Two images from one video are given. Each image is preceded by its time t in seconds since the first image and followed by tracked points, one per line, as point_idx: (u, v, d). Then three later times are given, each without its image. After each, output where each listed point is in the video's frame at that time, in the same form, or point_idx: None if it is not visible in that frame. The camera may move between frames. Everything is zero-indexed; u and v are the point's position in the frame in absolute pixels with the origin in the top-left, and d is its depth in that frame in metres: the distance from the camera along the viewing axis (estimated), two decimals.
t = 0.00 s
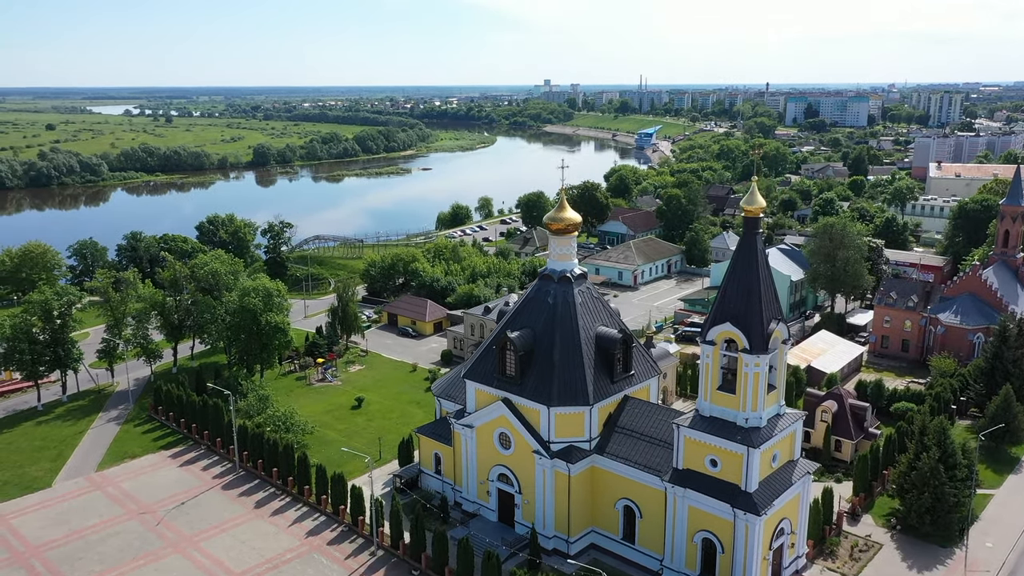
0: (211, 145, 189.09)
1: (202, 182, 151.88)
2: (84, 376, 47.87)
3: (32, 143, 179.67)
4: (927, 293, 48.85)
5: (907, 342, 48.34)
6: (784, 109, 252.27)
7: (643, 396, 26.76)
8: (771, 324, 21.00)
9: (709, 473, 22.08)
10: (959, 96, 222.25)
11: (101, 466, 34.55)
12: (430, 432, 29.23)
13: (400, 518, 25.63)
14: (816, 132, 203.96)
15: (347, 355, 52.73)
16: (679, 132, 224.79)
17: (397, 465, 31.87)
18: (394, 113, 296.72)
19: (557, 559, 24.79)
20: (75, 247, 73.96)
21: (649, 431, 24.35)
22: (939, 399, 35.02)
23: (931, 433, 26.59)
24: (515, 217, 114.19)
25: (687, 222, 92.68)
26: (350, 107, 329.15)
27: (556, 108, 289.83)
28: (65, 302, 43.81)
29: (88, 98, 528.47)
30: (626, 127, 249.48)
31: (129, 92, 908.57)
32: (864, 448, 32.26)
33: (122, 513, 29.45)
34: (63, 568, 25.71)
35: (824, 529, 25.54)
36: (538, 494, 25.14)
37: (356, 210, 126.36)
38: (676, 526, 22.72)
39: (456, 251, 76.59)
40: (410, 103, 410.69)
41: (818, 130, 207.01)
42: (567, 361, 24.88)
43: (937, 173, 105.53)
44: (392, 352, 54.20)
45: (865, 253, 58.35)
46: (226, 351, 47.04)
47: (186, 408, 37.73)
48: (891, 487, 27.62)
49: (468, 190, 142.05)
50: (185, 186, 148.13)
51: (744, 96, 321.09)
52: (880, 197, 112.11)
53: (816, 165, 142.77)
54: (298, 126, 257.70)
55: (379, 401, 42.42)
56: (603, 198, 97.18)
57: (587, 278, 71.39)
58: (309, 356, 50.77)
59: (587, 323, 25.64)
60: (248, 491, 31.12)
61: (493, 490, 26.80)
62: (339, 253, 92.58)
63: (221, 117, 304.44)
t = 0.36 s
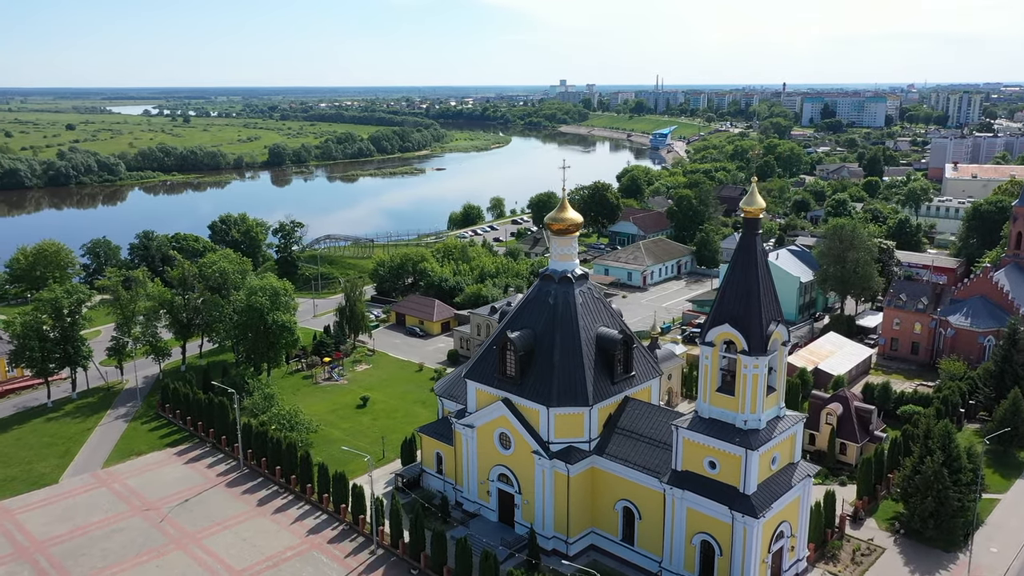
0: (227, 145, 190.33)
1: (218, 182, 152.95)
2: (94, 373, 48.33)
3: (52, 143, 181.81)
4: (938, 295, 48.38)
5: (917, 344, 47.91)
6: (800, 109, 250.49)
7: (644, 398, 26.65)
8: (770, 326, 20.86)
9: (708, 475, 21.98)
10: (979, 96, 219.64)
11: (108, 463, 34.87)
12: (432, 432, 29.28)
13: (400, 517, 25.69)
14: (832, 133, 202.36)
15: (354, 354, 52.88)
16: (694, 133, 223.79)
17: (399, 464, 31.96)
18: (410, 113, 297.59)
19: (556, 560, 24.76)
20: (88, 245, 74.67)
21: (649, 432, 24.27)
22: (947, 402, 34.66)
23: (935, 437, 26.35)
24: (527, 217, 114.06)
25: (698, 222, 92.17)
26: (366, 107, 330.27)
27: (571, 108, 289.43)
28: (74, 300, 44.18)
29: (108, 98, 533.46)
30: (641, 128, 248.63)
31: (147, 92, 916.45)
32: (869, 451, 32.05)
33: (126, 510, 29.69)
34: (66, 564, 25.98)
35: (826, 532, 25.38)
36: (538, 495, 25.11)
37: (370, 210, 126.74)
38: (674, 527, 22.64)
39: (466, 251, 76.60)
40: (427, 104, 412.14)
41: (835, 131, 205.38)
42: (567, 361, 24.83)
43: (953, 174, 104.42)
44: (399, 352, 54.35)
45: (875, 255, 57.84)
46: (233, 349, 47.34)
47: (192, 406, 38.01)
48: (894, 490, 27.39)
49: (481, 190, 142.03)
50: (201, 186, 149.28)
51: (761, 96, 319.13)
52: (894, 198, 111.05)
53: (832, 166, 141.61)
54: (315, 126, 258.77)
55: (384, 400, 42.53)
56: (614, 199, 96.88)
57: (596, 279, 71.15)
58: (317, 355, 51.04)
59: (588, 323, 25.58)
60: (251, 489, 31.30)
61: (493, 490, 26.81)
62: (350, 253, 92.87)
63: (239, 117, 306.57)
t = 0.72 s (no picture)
0: (243, 145, 191.49)
1: (234, 181, 153.98)
2: (104, 370, 48.78)
3: (71, 142, 183.91)
4: (949, 297, 47.87)
5: (927, 347, 47.44)
6: (817, 109, 248.58)
7: (645, 398, 26.60)
8: (769, 327, 20.74)
9: (707, 477, 21.86)
10: (1000, 96, 216.95)
11: (115, 459, 35.18)
12: (434, 431, 29.32)
13: (400, 515, 25.78)
14: (849, 133, 200.66)
15: (362, 353, 53.11)
16: (710, 133, 222.63)
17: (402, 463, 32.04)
18: (425, 113, 298.38)
19: (555, 560, 24.74)
20: (102, 244, 75.47)
21: (649, 433, 24.18)
22: (955, 405, 34.31)
23: (940, 440, 26.07)
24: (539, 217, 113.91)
25: (709, 223, 91.65)
26: (382, 107, 331.33)
27: (586, 107, 288.87)
28: (85, 298, 44.55)
29: (128, 98, 537.42)
30: (656, 128, 247.69)
31: (165, 91, 924.30)
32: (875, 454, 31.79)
33: (131, 506, 29.96)
34: (70, 558, 26.25)
35: (828, 535, 25.20)
36: (538, 495, 25.08)
37: (384, 209, 127.12)
38: (673, 529, 22.55)
39: (475, 250, 76.65)
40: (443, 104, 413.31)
41: (852, 131, 203.68)
42: (567, 362, 24.79)
43: (970, 175, 103.25)
44: (406, 351, 54.47)
45: (886, 256, 57.34)
46: (242, 347, 47.64)
47: (198, 403, 38.29)
48: (899, 494, 27.12)
49: (494, 190, 141.98)
50: (217, 185, 150.36)
51: (778, 96, 316.94)
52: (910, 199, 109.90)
53: (847, 166, 140.43)
54: (331, 126, 260.03)
55: (390, 399, 42.65)
56: (625, 199, 96.53)
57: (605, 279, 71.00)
58: (324, 355, 51.29)
59: (588, 324, 25.53)
60: (255, 486, 31.48)
61: (493, 490, 26.82)
62: (361, 252, 93.13)
63: (256, 117, 308.46)
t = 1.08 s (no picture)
0: (259, 144, 192.65)
1: (249, 180, 154.99)
2: (114, 368, 49.29)
3: (90, 142, 185.88)
4: (959, 299, 47.37)
5: (937, 349, 47.00)
6: (834, 109, 246.65)
7: (646, 399, 26.52)
8: (768, 328, 20.62)
9: (705, 478, 21.75)
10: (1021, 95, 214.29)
11: (121, 456, 35.49)
12: (436, 431, 29.38)
13: (400, 514, 25.85)
14: (866, 133, 198.94)
15: (369, 352, 53.30)
16: (725, 133, 221.43)
17: (405, 462, 32.12)
18: (441, 113, 299.06)
19: (554, 560, 24.72)
20: (115, 243, 76.24)
21: (649, 434, 24.11)
22: (962, 408, 33.98)
23: (944, 443, 25.79)
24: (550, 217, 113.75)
25: (720, 224, 91.18)
26: (398, 107, 331.94)
27: (601, 107, 288.24)
28: (95, 296, 45.07)
29: (147, 98, 541.28)
30: (672, 128, 246.65)
31: (182, 91, 931.56)
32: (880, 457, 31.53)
33: (135, 502, 30.22)
34: (75, 553, 26.51)
35: (829, 539, 25.04)
36: (537, 495, 25.07)
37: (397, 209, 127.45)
38: (672, 530, 22.48)
39: (484, 250, 76.73)
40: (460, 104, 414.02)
41: (869, 131, 202.00)
42: (567, 362, 24.75)
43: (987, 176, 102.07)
44: (412, 350, 54.54)
45: (896, 257, 56.85)
46: (249, 346, 47.95)
47: (205, 401, 38.56)
48: (902, 497, 26.88)
49: (507, 190, 141.95)
50: (233, 184, 151.36)
51: (795, 96, 314.69)
52: (926, 200, 108.74)
53: (863, 166, 139.28)
54: (346, 126, 260.94)
55: (395, 398, 42.76)
56: (636, 199, 96.18)
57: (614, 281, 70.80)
58: (330, 353, 51.50)
59: (589, 324, 25.48)
60: (258, 484, 31.66)
61: (494, 489, 26.83)
62: (372, 252, 93.37)
63: (273, 117, 310.29)
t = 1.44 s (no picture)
0: (275, 143, 193.67)
1: (265, 179, 155.82)
2: (124, 365, 49.73)
3: (109, 141, 187.73)
4: (970, 301, 46.86)
5: (947, 352, 46.52)
6: (852, 109, 244.65)
7: (647, 400, 26.43)
8: (768, 329, 20.50)
9: (704, 480, 21.67)
10: None
11: (128, 452, 35.81)
12: (438, 430, 29.43)
13: (400, 512, 25.90)
14: (883, 134, 197.20)
15: (376, 351, 53.49)
16: (740, 133, 220.22)
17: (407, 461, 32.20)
18: (456, 113, 299.49)
19: (553, 561, 24.71)
20: (128, 241, 76.86)
21: (649, 435, 24.03)
22: (971, 412, 33.63)
23: (949, 447, 25.52)
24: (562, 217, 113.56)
25: (731, 224, 90.68)
26: (413, 107, 332.50)
27: (617, 107, 287.51)
28: (104, 294, 45.49)
29: (166, 97, 544.51)
30: (687, 128, 245.56)
31: (199, 91, 938.71)
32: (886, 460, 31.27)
33: (140, 499, 30.47)
34: (78, 548, 26.78)
35: (830, 542, 24.87)
36: (536, 495, 25.07)
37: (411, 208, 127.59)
38: (670, 532, 22.40)
39: (494, 250, 76.70)
40: (476, 104, 414.41)
41: (886, 131, 200.26)
42: (567, 362, 24.71)
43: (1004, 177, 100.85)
44: (420, 350, 54.64)
45: (907, 258, 56.34)
46: (257, 344, 48.23)
47: (211, 398, 38.83)
48: (906, 501, 26.63)
49: (521, 190, 141.78)
50: (248, 183, 152.21)
51: (811, 96, 312.41)
52: (942, 200, 107.61)
53: (879, 167, 138.02)
54: (362, 125, 261.88)
55: (401, 397, 42.88)
56: (647, 199, 95.84)
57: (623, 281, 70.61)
58: (337, 352, 51.71)
59: (589, 324, 25.42)
60: (262, 482, 31.83)
61: (494, 489, 26.85)
62: (382, 251, 93.57)
63: (290, 116, 311.88)
